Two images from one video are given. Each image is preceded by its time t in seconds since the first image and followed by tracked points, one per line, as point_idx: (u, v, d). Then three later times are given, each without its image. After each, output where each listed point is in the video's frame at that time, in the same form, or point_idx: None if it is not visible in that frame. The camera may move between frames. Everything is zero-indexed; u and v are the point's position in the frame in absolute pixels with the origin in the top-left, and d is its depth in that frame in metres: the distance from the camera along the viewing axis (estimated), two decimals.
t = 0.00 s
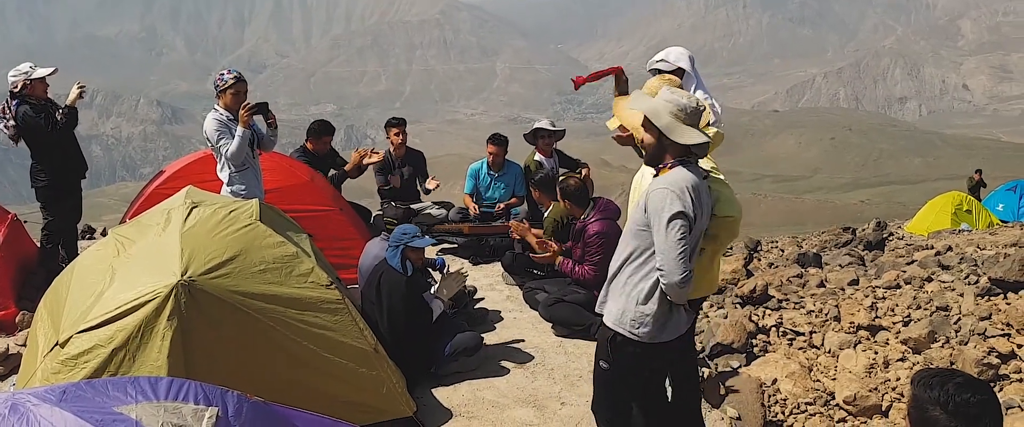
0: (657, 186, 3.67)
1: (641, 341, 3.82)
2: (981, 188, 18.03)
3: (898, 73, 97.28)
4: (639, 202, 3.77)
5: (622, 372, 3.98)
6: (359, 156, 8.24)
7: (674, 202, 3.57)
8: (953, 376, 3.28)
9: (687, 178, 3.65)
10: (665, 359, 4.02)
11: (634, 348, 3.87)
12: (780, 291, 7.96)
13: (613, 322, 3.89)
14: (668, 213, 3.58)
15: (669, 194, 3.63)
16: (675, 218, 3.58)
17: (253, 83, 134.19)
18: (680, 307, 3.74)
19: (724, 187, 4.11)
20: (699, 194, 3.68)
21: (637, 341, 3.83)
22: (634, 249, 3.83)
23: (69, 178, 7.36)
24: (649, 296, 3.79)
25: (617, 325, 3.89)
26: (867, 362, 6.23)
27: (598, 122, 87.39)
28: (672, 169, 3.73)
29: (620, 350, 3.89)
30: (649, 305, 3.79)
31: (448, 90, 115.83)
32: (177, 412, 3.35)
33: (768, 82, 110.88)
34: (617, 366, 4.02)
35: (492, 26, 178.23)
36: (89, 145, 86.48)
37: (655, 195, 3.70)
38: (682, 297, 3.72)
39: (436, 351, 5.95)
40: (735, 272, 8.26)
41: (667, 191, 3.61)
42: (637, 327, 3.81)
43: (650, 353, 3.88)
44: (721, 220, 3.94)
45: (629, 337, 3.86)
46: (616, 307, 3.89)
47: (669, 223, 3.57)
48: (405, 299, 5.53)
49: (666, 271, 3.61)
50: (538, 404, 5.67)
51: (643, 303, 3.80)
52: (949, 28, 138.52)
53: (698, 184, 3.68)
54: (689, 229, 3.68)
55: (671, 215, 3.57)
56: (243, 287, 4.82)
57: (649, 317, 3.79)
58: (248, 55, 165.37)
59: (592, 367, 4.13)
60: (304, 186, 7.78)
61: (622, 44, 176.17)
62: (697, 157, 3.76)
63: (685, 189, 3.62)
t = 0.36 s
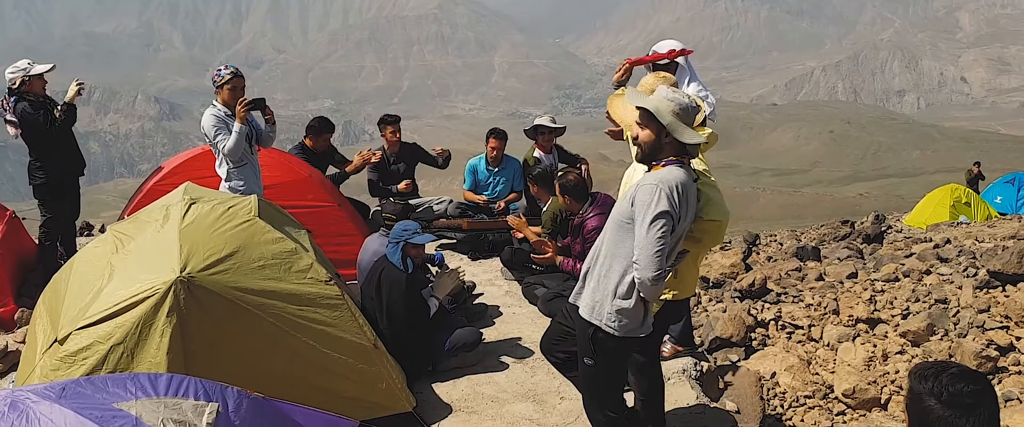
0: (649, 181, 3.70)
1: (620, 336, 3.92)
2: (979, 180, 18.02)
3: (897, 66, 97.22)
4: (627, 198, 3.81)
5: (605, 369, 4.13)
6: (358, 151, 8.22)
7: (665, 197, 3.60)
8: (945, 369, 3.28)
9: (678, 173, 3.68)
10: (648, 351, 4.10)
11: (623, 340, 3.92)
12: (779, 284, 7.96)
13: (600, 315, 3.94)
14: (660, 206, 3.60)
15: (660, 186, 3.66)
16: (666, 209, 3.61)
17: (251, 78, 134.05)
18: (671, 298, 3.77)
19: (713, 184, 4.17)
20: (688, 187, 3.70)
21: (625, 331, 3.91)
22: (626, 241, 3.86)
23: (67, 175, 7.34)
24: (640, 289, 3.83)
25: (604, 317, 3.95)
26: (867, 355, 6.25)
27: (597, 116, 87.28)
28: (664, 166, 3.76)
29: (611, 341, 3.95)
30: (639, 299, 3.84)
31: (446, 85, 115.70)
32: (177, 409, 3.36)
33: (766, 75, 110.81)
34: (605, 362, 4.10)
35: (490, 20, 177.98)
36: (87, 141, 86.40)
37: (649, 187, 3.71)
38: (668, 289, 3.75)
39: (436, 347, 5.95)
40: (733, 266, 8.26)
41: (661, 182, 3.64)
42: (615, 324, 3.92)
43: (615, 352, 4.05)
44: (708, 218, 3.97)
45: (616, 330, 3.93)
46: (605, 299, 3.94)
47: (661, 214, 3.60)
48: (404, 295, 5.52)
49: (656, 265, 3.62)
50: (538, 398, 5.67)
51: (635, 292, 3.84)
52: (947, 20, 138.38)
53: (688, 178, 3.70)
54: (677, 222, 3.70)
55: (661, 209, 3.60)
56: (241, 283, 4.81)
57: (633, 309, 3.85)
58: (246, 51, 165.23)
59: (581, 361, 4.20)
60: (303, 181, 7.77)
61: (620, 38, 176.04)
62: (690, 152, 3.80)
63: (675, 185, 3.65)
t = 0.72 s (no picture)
0: (649, 179, 3.73)
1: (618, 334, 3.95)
2: (979, 177, 17.99)
3: (895, 64, 97.30)
4: (629, 192, 3.82)
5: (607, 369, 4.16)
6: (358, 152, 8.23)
7: (665, 195, 3.62)
8: (945, 366, 3.25)
9: (677, 172, 3.70)
10: (648, 347, 4.15)
11: (626, 334, 3.95)
12: (777, 282, 7.98)
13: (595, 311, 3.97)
14: (662, 206, 3.62)
15: (662, 180, 3.67)
16: (668, 211, 3.62)
17: (249, 77, 134.11)
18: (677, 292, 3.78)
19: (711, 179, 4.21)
20: (686, 184, 3.71)
21: (627, 327, 3.93)
22: (625, 237, 3.89)
23: (65, 176, 7.32)
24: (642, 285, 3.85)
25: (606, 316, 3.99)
26: (864, 353, 6.28)
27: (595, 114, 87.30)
28: (663, 162, 3.78)
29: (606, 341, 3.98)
30: (641, 298, 3.87)
31: (445, 83, 115.72)
32: (175, 407, 3.36)
33: (764, 73, 110.88)
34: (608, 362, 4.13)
35: (487, 19, 178.02)
36: (85, 141, 86.43)
37: (649, 185, 3.73)
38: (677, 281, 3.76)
39: (435, 345, 5.94)
40: (732, 264, 8.26)
41: (660, 181, 3.67)
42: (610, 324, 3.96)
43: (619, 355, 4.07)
44: (707, 220, 4.02)
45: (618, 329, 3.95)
46: (607, 293, 3.96)
47: (657, 216, 3.63)
48: (403, 292, 5.53)
49: (657, 264, 3.64)
50: (536, 396, 5.67)
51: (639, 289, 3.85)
52: (945, 18, 138.50)
53: (687, 172, 3.72)
54: (679, 220, 3.71)
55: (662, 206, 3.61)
56: (239, 281, 4.81)
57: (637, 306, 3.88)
58: (244, 50, 165.29)
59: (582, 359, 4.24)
60: (301, 180, 7.78)
61: (618, 36, 176.15)
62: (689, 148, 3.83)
63: (674, 183, 3.67)
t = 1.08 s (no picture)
0: (643, 168, 3.76)
1: (661, 318, 3.85)
2: (973, 176, 18.04)
3: (891, 63, 97.48)
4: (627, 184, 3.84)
5: (649, 355, 3.98)
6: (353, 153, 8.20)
7: (660, 183, 3.65)
8: (938, 364, 3.26)
9: (670, 162, 3.73)
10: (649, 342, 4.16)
11: (666, 319, 3.87)
12: (772, 281, 7.98)
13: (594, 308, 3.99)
14: (657, 202, 3.65)
15: (651, 172, 3.71)
16: (663, 206, 3.66)
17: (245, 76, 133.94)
18: (686, 280, 3.79)
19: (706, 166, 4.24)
20: (683, 174, 3.74)
21: (654, 311, 3.88)
22: (630, 230, 3.92)
23: (61, 175, 7.31)
24: (659, 270, 3.82)
25: (657, 305, 3.86)
26: (860, 351, 6.27)
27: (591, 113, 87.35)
28: (653, 149, 3.82)
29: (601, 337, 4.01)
30: (667, 289, 3.83)
31: (441, 82, 115.68)
32: (170, 407, 3.36)
33: (760, 72, 111.08)
34: (648, 345, 3.96)
35: (484, 18, 178.02)
36: (81, 140, 86.24)
37: (645, 179, 3.75)
38: (698, 261, 3.74)
39: (430, 344, 5.94)
40: (729, 263, 8.30)
41: (655, 175, 3.68)
42: (649, 305, 3.88)
43: (662, 335, 3.93)
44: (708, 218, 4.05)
45: (640, 311, 3.92)
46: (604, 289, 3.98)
47: (653, 211, 3.64)
48: (399, 292, 5.53)
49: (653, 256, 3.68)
50: (532, 396, 5.67)
51: (661, 272, 3.81)
52: (940, 17, 138.77)
53: (681, 165, 3.75)
54: (674, 217, 3.73)
55: (659, 195, 3.65)
56: (235, 279, 4.81)
57: (675, 290, 3.80)
58: (240, 49, 165.05)
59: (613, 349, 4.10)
60: (297, 179, 7.76)
61: (614, 35, 176.24)
62: (679, 134, 3.85)
63: (671, 170, 3.70)
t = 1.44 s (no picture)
0: (647, 162, 3.77)
1: (661, 306, 3.89)
2: (972, 177, 18.06)
3: (889, 64, 97.55)
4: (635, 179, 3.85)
5: (652, 345, 4.00)
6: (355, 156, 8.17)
7: (668, 177, 3.66)
8: (940, 366, 3.28)
9: (675, 157, 3.72)
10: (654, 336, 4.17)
11: (674, 309, 3.89)
12: (772, 281, 7.97)
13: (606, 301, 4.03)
14: (661, 196, 3.69)
15: (660, 160, 3.71)
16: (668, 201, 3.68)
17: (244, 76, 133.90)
18: (693, 274, 3.80)
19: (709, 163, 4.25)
20: (689, 168, 3.75)
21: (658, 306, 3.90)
22: (635, 222, 3.94)
23: (60, 176, 7.31)
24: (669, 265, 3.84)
25: (654, 291, 3.91)
26: (859, 351, 6.28)
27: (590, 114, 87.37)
28: (657, 143, 3.83)
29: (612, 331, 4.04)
30: (670, 277, 3.84)
31: (440, 83, 115.70)
32: (171, 408, 3.35)
33: (759, 73, 111.17)
34: (650, 334, 3.98)
35: (483, 19, 178.14)
36: (80, 140, 86.16)
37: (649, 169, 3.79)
38: (703, 254, 3.77)
39: (430, 345, 5.92)
40: (728, 264, 8.31)
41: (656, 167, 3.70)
42: (649, 294, 3.92)
43: (664, 327, 3.94)
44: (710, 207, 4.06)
45: (641, 302, 3.96)
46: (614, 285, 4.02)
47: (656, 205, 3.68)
48: (398, 293, 5.53)
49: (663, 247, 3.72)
50: (532, 396, 5.67)
51: (667, 263, 3.83)
52: (939, 18, 138.93)
53: (686, 158, 3.77)
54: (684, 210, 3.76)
55: (667, 189, 3.65)
56: (234, 280, 4.81)
57: (673, 274, 3.83)
58: (239, 49, 165.03)
59: (613, 339, 4.12)
60: (297, 180, 7.75)
61: (613, 35, 176.38)
62: (681, 129, 3.86)
63: (677, 163, 3.70)
